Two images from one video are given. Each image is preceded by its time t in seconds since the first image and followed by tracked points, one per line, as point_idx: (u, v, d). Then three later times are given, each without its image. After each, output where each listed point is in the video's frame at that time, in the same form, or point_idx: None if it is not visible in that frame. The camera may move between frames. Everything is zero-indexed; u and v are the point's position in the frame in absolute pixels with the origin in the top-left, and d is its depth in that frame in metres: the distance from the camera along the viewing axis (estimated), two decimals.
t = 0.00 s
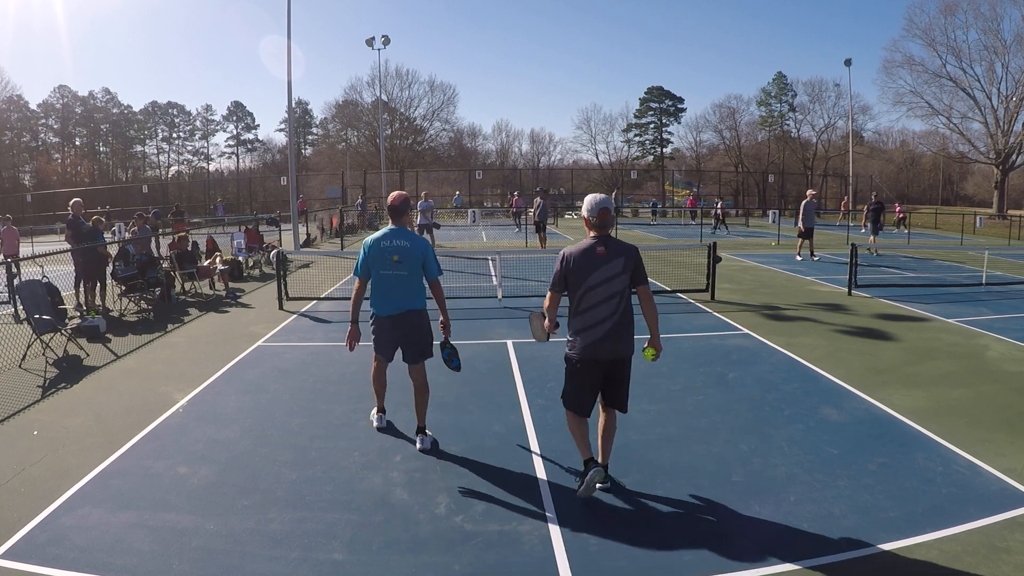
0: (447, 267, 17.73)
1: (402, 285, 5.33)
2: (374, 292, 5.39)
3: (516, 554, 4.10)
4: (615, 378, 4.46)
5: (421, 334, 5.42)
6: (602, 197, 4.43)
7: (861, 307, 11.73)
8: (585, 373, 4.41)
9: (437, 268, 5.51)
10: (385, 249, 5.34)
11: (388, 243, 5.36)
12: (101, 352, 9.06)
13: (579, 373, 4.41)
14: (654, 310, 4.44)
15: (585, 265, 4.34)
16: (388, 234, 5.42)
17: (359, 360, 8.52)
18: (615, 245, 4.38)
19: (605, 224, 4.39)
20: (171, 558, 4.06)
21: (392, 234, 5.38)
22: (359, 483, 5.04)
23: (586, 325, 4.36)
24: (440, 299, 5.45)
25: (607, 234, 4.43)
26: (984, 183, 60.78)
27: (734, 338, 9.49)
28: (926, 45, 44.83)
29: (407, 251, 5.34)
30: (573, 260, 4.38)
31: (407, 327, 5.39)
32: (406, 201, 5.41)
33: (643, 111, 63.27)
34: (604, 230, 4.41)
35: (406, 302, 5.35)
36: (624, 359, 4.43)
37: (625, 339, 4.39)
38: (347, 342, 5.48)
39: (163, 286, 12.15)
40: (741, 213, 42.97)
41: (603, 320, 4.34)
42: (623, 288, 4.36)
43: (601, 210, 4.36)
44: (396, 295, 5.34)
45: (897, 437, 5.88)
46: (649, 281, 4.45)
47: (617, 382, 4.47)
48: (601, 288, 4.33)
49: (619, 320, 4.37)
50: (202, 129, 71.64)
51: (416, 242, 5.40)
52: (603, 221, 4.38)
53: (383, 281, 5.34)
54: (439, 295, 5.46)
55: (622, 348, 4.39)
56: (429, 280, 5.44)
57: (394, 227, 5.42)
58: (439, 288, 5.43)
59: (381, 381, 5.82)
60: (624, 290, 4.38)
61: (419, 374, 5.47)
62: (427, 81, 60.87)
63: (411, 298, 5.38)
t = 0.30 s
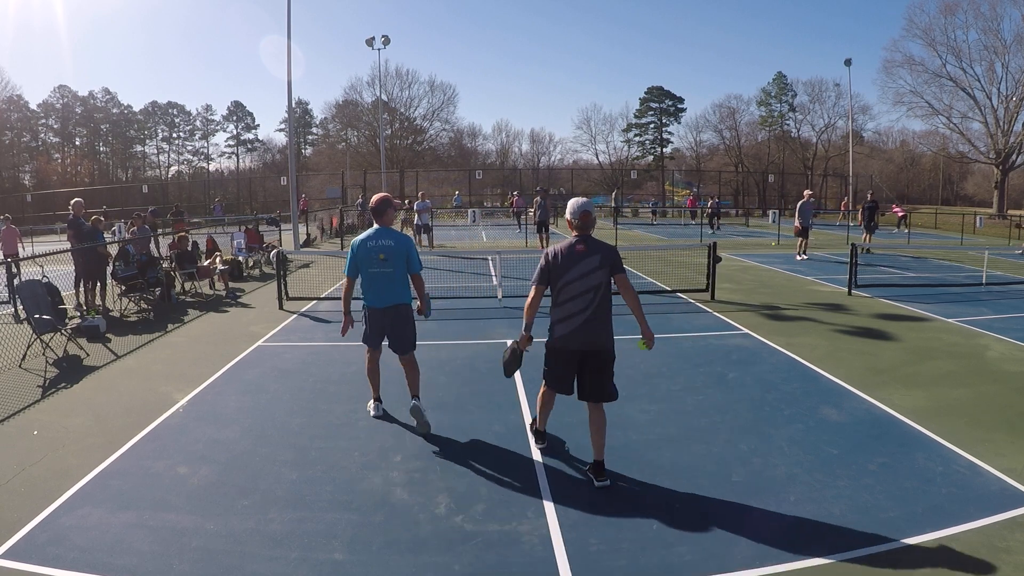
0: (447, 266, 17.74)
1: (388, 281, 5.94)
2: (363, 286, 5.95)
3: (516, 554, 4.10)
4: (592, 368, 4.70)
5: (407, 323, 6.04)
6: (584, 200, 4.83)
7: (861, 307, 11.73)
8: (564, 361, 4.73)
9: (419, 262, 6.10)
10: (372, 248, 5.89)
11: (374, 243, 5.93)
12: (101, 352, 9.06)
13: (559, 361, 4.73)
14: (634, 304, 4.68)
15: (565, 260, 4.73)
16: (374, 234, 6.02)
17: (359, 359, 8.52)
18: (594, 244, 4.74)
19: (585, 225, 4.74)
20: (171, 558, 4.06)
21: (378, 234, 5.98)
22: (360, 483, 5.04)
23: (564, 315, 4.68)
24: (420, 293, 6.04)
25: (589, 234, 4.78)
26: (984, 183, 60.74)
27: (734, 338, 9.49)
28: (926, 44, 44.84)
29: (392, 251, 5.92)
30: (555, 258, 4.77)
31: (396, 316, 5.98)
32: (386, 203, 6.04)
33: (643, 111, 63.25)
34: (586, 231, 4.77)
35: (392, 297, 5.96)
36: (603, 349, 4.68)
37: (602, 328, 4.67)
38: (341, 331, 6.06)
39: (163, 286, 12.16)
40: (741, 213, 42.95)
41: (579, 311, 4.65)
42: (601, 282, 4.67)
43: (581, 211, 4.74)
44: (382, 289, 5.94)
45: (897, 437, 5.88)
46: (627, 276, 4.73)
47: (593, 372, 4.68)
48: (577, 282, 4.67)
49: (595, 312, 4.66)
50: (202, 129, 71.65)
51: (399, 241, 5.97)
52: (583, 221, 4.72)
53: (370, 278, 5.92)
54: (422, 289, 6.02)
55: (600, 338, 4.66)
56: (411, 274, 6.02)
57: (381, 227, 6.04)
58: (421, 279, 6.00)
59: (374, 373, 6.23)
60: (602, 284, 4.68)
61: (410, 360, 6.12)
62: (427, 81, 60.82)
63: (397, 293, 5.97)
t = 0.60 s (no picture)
0: (447, 266, 17.73)
1: (380, 272, 6.27)
2: (359, 279, 6.30)
3: (517, 554, 4.10)
4: (571, 356, 5.11)
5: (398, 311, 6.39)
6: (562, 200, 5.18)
7: (861, 307, 11.72)
8: (544, 350, 5.11)
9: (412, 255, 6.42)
10: (365, 242, 6.25)
11: (368, 237, 6.27)
12: (101, 352, 9.05)
13: (541, 348, 5.11)
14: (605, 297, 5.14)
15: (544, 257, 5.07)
16: (368, 228, 6.33)
17: (359, 359, 8.51)
18: (573, 241, 5.13)
19: (563, 223, 5.11)
20: (171, 558, 4.06)
21: (372, 229, 6.31)
22: (360, 483, 5.04)
23: (545, 306, 5.06)
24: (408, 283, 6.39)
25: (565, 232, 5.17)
26: (984, 183, 60.71)
27: (734, 338, 9.49)
28: (926, 44, 44.80)
29: (384, 244, 6.28)
30: (536, 253, 5.09)
31: (390, 308, 6.34)
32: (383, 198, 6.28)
33: (643, 111, 63.25)
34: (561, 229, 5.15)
35: (383, 288, 6.28)
36: (581, 337, 5.11)
37: (580, 320, 5.09)
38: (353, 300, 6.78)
39: (163, 286, 12.15)
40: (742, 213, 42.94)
41: (560, 303, 5.04)
42: (579, 276, 5.07)
43: (559, 211, 5.09)
44: (376, 281, 6.25)
45: (897, 437, 5.88)
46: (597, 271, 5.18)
47: (571, 361, 5.10)
48: (558, 277, 5.04)
49: (574, 304, 5.06)
50: (201, 129, 71.65)
51: (391, 235, 6.31)
52: (562, 221, 5.10)
53: (364, 269, 6.26)
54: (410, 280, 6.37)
55: (578, 328, 5.08)
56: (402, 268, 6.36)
57: (377, 222, 6.33)
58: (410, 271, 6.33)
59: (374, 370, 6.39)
60: (580, 279, 5.09)
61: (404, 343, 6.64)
62: (427, 81, 60.86)
63: (388, 284, 6.30)
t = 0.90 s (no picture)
0: (447, 267, 17.74)
1: (388, 268, 6.78)
2: (367, 274, 6.82)
3: (518, 554, 4.10)
4: (569, 346, 5.14)
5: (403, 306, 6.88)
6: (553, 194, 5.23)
7: (861, 307, 11.72)
8: (541, 341, 5.13)
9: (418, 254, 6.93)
10: (375, 239, 6.77)
11: (378, 235, 6.79)
12: (101, 352, 9.05)
13: (538, 340, 5.12)
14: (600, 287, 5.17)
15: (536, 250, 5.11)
16: (377, 226, 6.83)
17: (359, 359, 8.51)
18: (566, 233, 5.16)
19: (555, 216, 5.16)
20: (171, 558, 4.06)
21: (381, 228, 6.82)
22: (359, 484, 5.04)
23: (540, 298, 5.08)
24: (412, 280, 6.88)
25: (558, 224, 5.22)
26: (984, 183, 60.70)
27: (734, 338, 9.49)
28: (927, 45, 44.78)
29: (392, 242, 6.78)
30: (530, 247, 5.12)
31: (393, 301, 6.83)
32: (394, 199, 6.77)
33: (643, 111, 63.28)
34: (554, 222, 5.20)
35: (389, 283, 6.79)
36: (577, 327, 5.15)
37: (577, 310, 5.13)
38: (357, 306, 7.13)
39: (163, 286, 12.16)
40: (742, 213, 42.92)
41: (555, 294, 5.06)
42: (573, 267, 5.09)
43: (551, 204, 5.13)
44: (382, 276, 6.77)
45: (897, 437, 5.88)
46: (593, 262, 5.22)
47: (570, 351, 5.13)
48: (553, 269, 5.06)
49: (569, 294, 5.09)
50: (201, 129, 71.67)
51: (398, 235, 6.81)
52: (555, 214, 5.14)
53: (373, 265, 6.78)
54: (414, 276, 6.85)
55: (574, 317, 5.12)
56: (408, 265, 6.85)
57: (385, 221, 6.86)
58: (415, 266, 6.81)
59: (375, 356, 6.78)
60: (575, 270, 5.10)
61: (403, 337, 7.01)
62: (427, 81, 60.92)
63: (394, 279, 6.80)
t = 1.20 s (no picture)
0: (447, 267, 17.75)
1: (389, 263, 6.85)
2: (370, 269, 6.88)
3: (518, 554, 4.10)
4: (572, 346, 5.12)
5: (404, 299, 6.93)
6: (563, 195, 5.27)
7: (861, 307, 11.73)
8: (543, 340, 5.18)
9: (419, 249, 7.07)
10: (378, 236, 6.85)
11: (379, 231, 6.87)
12: (101, 352, 9.06)
13: (539, 338, 5.19)
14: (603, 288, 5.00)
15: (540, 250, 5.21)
16: (379, 223, 6.92)
17: (358, 359, 8.51)
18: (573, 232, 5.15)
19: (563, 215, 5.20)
20: (171, 558, 4.06)
21: (382, 224, 6.90)
22: (360, 483, 5.04)
23: (544, 296, 5.17)
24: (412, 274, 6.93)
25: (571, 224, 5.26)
26: (984, 183, 60.69)
27: (734, 338, 9.49)
28: (927, 45, 44.77)
29: (393, 239, 6.86)
30: (538, 247, 5.23)
31: (396, 295, 6.89)
32: (395, 197, 6.92)
33: (643, 111, 63.32)
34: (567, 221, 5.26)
35: (391, 278, 6.86)
36: (580, 327, 5.11)
37: (579, 310, 5.09)
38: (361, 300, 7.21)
39: (163, 286, 12.17)
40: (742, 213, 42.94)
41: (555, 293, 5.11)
42: (575, 266, 5.08)
43: (560, 204, 5.21)
44: (384, 271, 6.85)
45: (897, 437, 5.88)
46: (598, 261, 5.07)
47: (573, 349, 5.13)
48: (554, 267, 5.12)
49: (568, 293, 5.08)
50: (202, 129, 71.71)
51: (399, 231, 6.90)
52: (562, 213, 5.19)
53: (375, 260, 6.85)
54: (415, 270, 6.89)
55: (576, 318, 5.09)
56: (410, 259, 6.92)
57: (386, 218, 6.94)
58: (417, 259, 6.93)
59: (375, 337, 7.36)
60: (576, 268, 5.07)
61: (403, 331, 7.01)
62: (427, 81, 60.96)
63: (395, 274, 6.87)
